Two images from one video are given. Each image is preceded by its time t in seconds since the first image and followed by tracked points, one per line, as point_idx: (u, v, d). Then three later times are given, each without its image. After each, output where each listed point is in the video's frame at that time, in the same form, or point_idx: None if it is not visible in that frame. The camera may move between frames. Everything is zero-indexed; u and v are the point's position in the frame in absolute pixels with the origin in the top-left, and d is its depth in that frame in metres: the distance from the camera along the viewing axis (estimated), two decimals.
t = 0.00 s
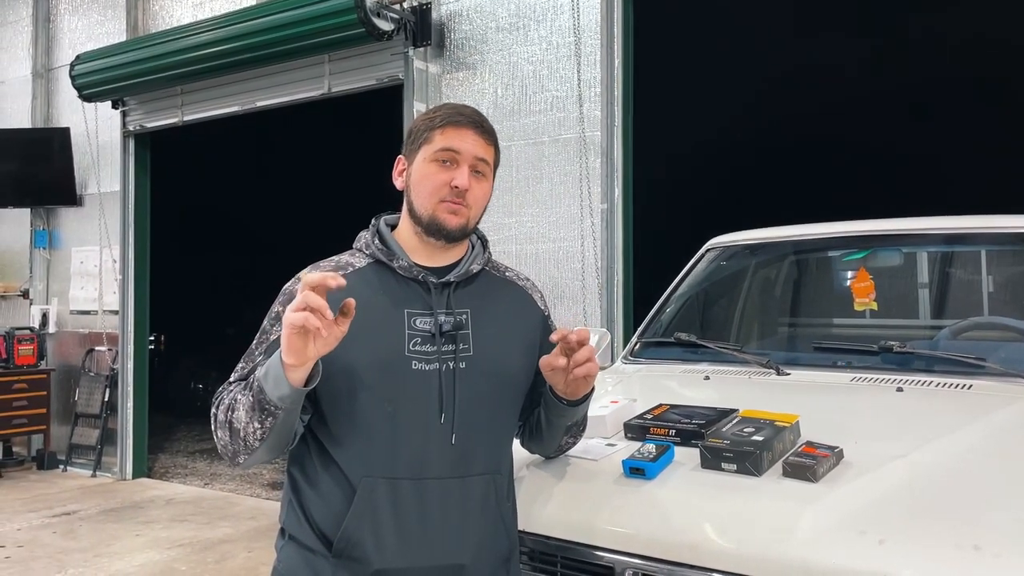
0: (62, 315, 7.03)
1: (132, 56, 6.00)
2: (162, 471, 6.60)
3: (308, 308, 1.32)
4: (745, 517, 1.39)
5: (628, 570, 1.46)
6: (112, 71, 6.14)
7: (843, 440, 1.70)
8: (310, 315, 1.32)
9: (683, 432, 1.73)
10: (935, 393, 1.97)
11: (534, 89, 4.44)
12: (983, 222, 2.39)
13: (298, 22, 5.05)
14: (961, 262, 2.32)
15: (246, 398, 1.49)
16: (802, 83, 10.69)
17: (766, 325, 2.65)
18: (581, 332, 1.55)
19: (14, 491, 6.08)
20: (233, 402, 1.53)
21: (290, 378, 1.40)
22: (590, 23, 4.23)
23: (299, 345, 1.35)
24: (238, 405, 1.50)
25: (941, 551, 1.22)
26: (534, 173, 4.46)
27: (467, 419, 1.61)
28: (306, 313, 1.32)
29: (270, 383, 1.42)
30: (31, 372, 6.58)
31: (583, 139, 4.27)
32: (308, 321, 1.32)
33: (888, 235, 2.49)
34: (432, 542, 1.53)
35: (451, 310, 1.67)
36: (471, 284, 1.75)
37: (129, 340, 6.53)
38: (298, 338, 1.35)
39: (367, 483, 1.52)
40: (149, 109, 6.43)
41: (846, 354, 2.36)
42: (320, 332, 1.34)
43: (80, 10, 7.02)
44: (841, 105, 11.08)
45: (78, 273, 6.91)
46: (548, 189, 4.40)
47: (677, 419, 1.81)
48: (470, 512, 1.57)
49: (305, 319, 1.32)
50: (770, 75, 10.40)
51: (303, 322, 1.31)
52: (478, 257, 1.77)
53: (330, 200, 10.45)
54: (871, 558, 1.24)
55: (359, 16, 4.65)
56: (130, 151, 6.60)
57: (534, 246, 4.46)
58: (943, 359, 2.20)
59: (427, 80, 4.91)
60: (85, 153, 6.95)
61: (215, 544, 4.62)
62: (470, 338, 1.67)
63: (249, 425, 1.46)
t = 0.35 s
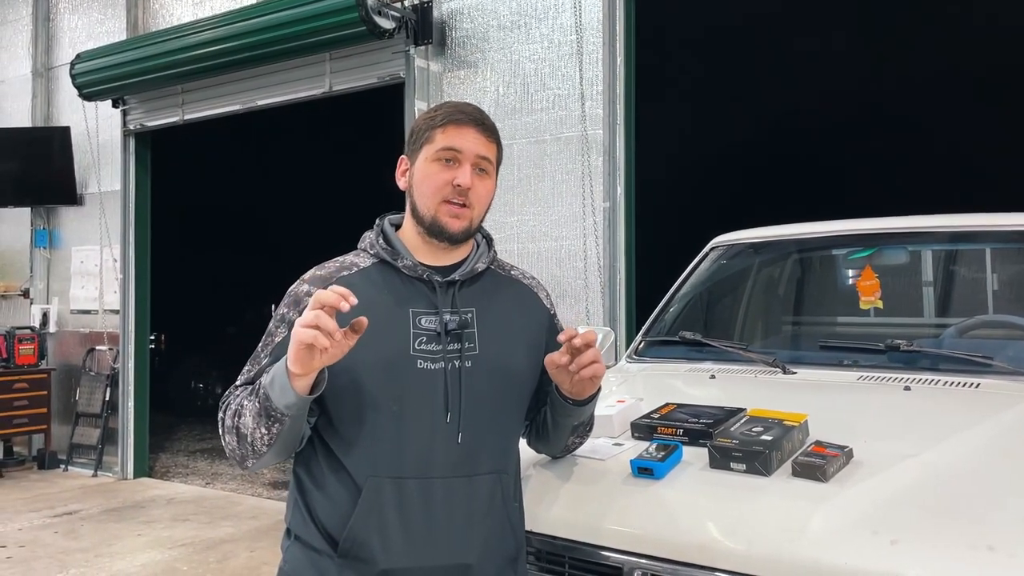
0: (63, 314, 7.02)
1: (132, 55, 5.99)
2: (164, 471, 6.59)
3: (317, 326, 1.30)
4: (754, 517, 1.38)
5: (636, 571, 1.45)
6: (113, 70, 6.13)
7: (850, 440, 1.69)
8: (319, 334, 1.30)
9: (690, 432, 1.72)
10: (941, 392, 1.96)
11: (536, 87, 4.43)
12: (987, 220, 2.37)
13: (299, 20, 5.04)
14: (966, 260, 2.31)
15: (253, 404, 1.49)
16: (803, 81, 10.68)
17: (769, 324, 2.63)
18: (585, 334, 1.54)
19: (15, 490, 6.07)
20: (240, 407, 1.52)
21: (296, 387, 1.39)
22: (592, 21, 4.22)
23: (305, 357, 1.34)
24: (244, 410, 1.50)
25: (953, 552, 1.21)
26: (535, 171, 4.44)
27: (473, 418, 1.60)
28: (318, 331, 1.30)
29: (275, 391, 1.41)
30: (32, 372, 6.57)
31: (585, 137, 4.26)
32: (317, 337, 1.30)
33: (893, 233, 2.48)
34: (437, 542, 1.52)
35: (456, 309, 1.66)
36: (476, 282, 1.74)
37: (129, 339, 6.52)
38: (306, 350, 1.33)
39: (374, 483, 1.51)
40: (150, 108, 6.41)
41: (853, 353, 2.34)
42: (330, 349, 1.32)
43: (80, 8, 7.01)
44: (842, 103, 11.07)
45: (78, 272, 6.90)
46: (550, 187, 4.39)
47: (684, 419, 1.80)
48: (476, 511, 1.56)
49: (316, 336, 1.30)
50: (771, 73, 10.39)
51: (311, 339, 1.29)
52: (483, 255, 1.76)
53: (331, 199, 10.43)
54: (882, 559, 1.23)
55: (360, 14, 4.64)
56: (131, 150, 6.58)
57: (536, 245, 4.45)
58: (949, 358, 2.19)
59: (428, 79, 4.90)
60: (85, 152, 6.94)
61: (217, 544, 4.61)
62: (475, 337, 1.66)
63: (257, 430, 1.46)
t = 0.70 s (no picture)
0: (60, 315, 7.00)
1: (129, 55, 5.96)
2: (162, 471, 6.57)
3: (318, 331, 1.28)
4: (761, 518, 1.37)
5: (641, 573, 1.44)
6: (111, 70, 6.10)
7: (855, 440, 1.68)
8: (320, 338, 1.28)
9: (695, 432, 1.72)
10: (945, 392, 1.96)
11: (535, 87, 4.42)
12: (989, 219, 2.37)
13: (297, 20, 5.02)
14: (967, 260, 2.31)
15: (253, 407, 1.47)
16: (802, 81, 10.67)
17: (770, 324, 2.63)
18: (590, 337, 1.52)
19: (13, 492, 6.05)
20: (240, 410, 1.51)
21: (295, 390, 1.38)
22: (592, 20, 4.21)
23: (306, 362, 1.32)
24: (244, 413, 1.49)
25: (961, 553, 1.20)
26: (535, 171, 4.43)
27: (475, 419, 1.59)
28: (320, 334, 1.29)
29: (276, 395, 1.40)
30: (30, 373, 6.55)
31: (584, 137, 4.25)
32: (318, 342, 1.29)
33: (895, 233, 2.47)
34: (439, 544, 1.50)
35: (458, 310, 1.65)
36: (478, 283, 1.73)
37: (128, 340, 6.51)
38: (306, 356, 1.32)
39: (375, 485, 1.50)
40: (147, 108, 6.39)
41: (856, 352, 2.33)
42: (330, 355, 1.30)
43: (77, 8, 6.99)
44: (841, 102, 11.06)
45: (76, 272, 6.88)
46: (550, 187, 4.38)
47: (688, 419, 1.79)
48: (478, 513, 1.55)
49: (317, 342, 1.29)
50: (770, 73, 10.39)
51: (312, 345, 1.28)
52: (485, 256, 1.75)
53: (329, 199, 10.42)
54: (890, 560, 1.22)
55: (359, 14, 4.63)
56: (128, 150, 6.56)
57: (536, 245, 4.44)
58: (952, 357, 2.18)
59: (427, 78, 4.89)
60: (82, 152, 6.92)
61: (216, 545, 4.60)
62: (477, 337, 1.65)
63: (257, 433, 1.45)
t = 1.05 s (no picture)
0: (56, 317, 6.97)
1: (125, 56, 5.94)
2: (159, 474, 6.55)
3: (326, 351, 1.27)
4: (766, 522, 1.36)
5: None
6: (107, 71, 6.08)
7: (857, 441, 1.67)
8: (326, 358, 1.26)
9: (697, 434, 1.71)
10: (947, 392, 1.95)
11: (533, 88, 4.41)
12: (988, 219, 2.36)
13: (294, 20, 5.01)
14: (965, 260, 2.30)
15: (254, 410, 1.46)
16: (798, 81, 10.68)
17: (769, 324, 2.62)
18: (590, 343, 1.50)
19: (8, 495, 6.01)
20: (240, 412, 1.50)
21: (297, 398, 1.37)
22: (589, 21, 4.20)
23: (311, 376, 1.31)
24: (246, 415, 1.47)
25: (967, 556, 1.19)
26: (533, 172, 4.42)
27: (477, 421, 1.58)
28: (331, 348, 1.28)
29: (277, 401, 1.38)
30: (26, 375, 6.52)
31: (582, 138, 4.25)
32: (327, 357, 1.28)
33: (895, 233, 2.46)
34: (442, 546, 1.50)
35: (459, 311, 1.64)
36: (480, 284, 1.72)
37: (124, 342, 6.48)
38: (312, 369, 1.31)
39: (377, 488, 1.49)
40: (143, 109, 6.37)
41: (856, 353, 2.33)
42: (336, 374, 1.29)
43: (72, 9, 6.96)
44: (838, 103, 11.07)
45: (72, 274, 6.86)
46: (548, 187, 4.37)
47: (690, 421, 1.78)
48: (480, 516, 1.54)
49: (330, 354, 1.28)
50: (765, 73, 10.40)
51: (318, 364, 1.26)
52: (486, 257, 1.74)
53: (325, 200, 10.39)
54: (896, 563, 1.21)
55: (356, 14, 4.62)
56: (124, 151, 6.54)
57: (533, 245, 4.43)
58: (952, 357, 2.17)
59: (424, 79, 4.87)
60: (78, 153, 6.89)
61: (214, 547, 4.58)
62: (479, 339, 1.64)
63: (257, 438, 1.43)
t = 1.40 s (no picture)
0: (49, 319, 6.93)
1: (119, 57, 5.93)
2: (153, 476, 6.52)
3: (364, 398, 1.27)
4: (767, 524, 1.36)
5: None
6: (101, 72, 6.06)
7: (857, 442, 1.67)
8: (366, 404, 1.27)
9: (697, 436, 1.71)
10: (946, 393, 1.95)
11: (529, 89, 4.41)
12: (984, 221, 2.37)
13: (290, 21, 4.99)
14: (961, 261, 2.31)
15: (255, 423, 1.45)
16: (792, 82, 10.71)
17: (766, 325, 2.62)
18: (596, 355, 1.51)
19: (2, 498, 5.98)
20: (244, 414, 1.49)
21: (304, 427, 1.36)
22: (585, 22, 4.20)
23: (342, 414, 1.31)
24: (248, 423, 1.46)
25: (970, 559, 1.19)
26: (529, 173, 4.42)
27: (478, 425, 1.57)
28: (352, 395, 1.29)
29: (284, 430, 1.37)
30: (19, 378, 6.49)
31: (578, 139, 4.25)
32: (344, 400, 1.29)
33: (892, 234, 2.46)
34: (443, 551, 1.49)
35: (461, 314, 1.63)
36: (481, 286, 1.71)
37: (118, 343, 6.45)
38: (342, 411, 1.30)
39: (378, 491, 1.48)
40: (137, 110, 6.35)
41: (854, 354, 2.32)
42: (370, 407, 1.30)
43: (66, 10, 6.93)
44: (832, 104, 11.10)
45: (66, 276, 6.83)
46: (543, 189, 4.37)
47: (690, 423, 1.78)
48: (482, 520, 1.53)
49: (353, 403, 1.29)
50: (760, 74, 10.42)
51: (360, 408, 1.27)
52: (486, 259, 1.73)
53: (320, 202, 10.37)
54: (898, 566, 1.21)
55: (351, 15, 4.61)
56: (118, 153, 6.51)
57: (529, 247, 4.43)
58: (949, 358, 2.18)
59: (420, 80, 4.87)
60: (72, 155, 6.86)
61: (209, 551, 4.55)
62: (480, 342, 1.63)
63: (259, 457, 1.43)
